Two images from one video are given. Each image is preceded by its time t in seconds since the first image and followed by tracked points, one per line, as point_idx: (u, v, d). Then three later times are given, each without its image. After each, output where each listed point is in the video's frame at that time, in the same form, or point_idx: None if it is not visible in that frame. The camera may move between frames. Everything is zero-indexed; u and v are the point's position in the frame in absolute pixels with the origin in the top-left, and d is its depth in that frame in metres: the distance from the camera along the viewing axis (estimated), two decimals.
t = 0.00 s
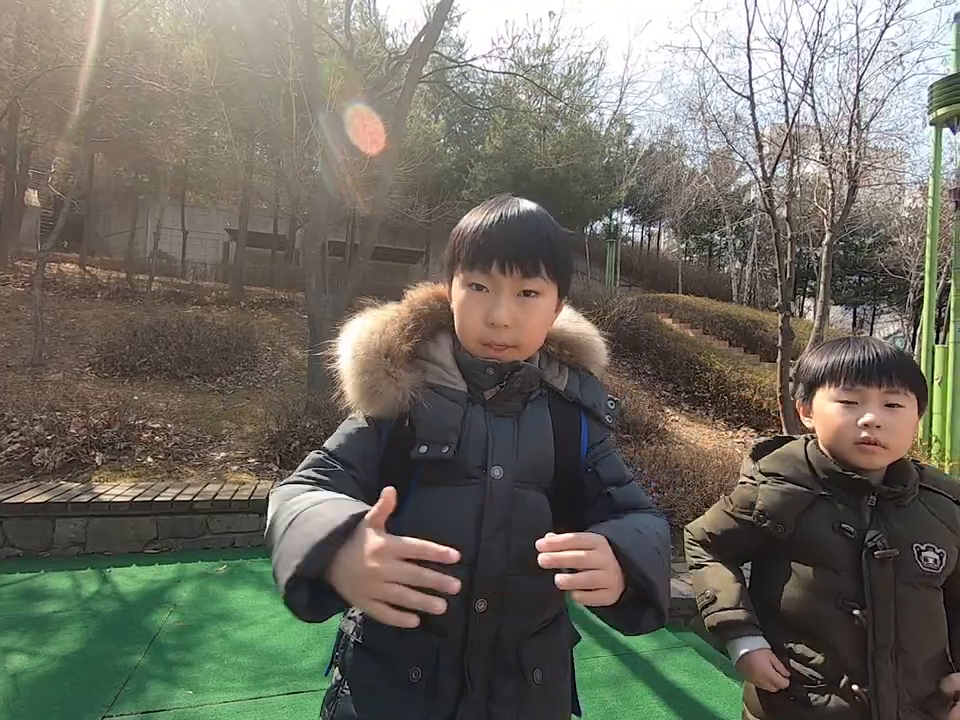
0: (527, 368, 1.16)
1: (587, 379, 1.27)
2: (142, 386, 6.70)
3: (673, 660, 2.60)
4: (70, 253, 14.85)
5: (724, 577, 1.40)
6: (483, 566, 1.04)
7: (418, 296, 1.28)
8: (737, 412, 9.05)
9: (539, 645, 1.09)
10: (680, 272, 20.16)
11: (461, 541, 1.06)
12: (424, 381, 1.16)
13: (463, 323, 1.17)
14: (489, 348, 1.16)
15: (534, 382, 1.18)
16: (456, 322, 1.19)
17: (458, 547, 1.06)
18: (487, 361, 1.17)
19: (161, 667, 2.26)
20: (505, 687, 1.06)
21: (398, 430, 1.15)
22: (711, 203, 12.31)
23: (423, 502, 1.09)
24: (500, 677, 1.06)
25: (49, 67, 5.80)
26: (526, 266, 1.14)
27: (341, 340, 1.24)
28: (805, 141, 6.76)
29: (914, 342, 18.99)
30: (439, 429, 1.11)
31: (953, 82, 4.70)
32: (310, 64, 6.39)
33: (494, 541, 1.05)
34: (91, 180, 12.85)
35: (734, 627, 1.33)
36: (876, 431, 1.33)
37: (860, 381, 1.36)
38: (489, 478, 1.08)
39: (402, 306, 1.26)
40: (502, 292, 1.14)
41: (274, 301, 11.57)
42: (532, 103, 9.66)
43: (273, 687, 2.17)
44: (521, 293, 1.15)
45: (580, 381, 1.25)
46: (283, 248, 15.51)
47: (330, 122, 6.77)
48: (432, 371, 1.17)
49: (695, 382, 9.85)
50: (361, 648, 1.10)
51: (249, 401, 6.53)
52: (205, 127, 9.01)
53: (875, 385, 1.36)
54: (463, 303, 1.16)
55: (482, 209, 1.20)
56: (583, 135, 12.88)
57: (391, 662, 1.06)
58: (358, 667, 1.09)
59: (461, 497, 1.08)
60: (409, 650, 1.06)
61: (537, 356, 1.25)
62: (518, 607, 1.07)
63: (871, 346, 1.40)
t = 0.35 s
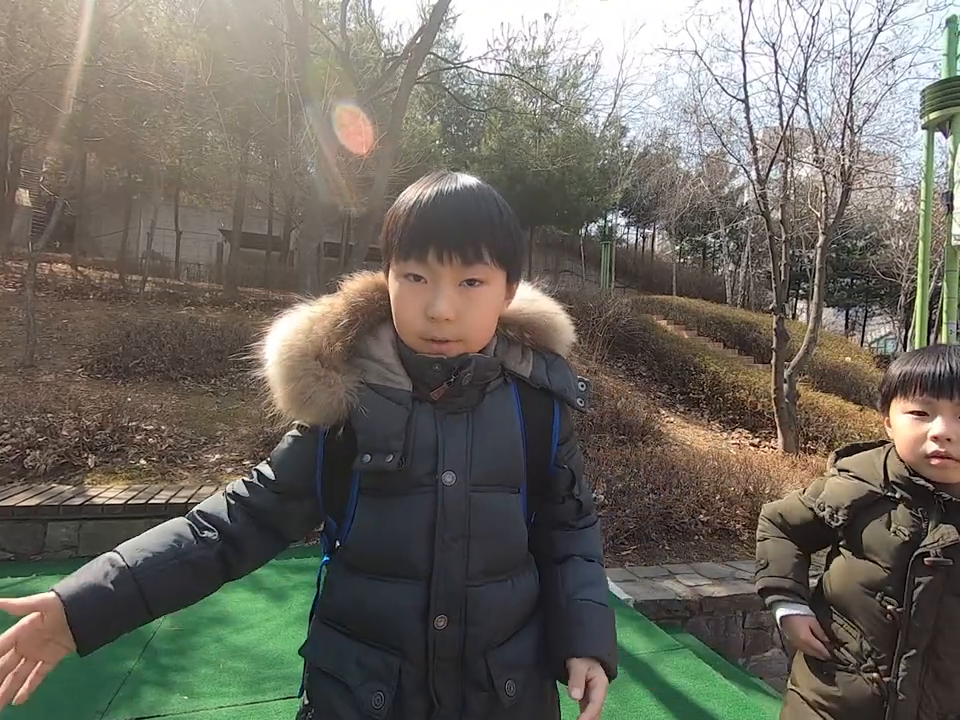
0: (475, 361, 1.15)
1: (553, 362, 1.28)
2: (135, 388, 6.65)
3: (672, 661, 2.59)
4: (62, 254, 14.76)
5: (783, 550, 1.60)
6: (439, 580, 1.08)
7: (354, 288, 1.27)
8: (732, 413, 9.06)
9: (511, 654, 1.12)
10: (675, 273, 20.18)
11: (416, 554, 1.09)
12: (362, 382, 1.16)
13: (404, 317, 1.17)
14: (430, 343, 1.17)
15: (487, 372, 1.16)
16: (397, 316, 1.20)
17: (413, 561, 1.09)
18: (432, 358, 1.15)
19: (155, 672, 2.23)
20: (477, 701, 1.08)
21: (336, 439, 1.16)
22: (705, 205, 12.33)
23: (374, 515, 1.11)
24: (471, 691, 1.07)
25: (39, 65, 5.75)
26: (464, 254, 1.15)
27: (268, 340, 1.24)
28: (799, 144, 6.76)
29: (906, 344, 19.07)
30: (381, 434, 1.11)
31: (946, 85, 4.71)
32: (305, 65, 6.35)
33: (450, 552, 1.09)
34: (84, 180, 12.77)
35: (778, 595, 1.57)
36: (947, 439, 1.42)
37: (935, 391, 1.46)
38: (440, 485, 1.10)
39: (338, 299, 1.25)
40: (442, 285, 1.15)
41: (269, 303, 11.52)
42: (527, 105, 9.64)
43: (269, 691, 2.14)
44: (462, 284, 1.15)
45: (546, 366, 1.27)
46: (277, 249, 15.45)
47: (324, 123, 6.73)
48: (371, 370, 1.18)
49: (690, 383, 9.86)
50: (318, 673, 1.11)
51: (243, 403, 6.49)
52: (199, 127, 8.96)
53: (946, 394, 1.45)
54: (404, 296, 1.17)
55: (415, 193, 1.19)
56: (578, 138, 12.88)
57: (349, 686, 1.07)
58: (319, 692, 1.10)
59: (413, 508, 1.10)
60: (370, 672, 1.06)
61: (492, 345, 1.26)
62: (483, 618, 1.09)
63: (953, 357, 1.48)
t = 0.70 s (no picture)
0: (463, 367, 1.13)
1: (551, 366, 1.25)
2: (131, 389, 6.62)
3: (670, 665, 2.56)
4: (58, 254, 14.72)
5: (808, 561, 1.61)
6: (424, 586, 1.07)
7: (347, 290, 1.27)
8: (729, 415, 9.06)
9: (500, 664, 1.09)
10: (672, 276, 20.21)
11: (401, 560, 1.08)
12: (350, 384, 1.16)
13: (393, 319, 1.16)
14: (420, 344, 1.15)
15: (476, 375, 1.15)
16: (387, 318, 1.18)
17: (398, 567, 1.08)
18: (420, 359, 1.14)
19: (149, 676, 2.20)
20: (463, 711, 1.05)
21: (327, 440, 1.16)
22: (701, 208, 12.36)
23: (361, 521, 1.11)
24: (457, 701, 1.05)
25: (35, 65, 5.74)
26: (452, 254, 1.12)
27: (261, 343, 1.25)
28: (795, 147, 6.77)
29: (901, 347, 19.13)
30: (367, 439, 1.10)
31: (943, 89, 4.71)
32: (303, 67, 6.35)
33: (435, 558, 1.08)
34: (80, 180, 12.73)
35: (794, 599, 1.58)
36: (912, 435, 1.46)
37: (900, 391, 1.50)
38: (424, 491, 1.09)
39: (331, 301, 1.25)
40: (429, 286, 1.12)
41: (266, 304, 11.49)
42: (525, 107, 9.64)
43: (264, 695, 2.12)
44: (451, 284, 1.13)
45: (541, 370, 1.24)
46: (274, 250, 15.43)
47: (323, 123, 6.71)
48: (361, 373, 1.18)
49: (688, 385, 9.86)
50: (308, 676, 1.11)
51: (240, 404, 6.47)
52: (196, 128, 8.94)
53: (913, 393, 1.48)
54: (392, 297, 1.15)
55: (403, 190, 1.17)
56: (576, 140, 12.89)
57: (335, 692, 1.06)
58: (309, 696, 1.10)
59: (399, 513, 1.09)
60: (355, 678, 1.06)
61: (487, 346, 1.24)
62: (469, 627, 1.07)
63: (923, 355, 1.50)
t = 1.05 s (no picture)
0: (467, 369, 1.12)
1: (548, 363, 1.25)
2: (125, 390, 6.59)
3: (664, 669, 2.55)
4: (52, 254, 14.66)
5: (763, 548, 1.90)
6: (432, 590, 1.06)
7: (342, 294, 1.23)
8: (724, 417, 9.07)
9: (510, 662, 1.09)
10: (668, 278, 20.24)
11: (408, 565, 1.07)
12: (349, 389, 1.13)
13: (410, 324, 1.13)
14: (435, 351, 1.13)
15: (479, 376, 1.13)
16: (401, 324, 1.15)
17: (405, 570, 1.07)
18: (423, 362, 1.12)
19: (141, 681, 2.18)
20: (476, 710, 1.05)
21: (324, 451, 1.14)
22: (697, 211, 12.38)
23: (366, 526, 1.09)
24: (470, 700, 1.05)
25: (30, 65, 5.72)
26: (479, 265, 1.12)
27: (259, 346, 1.20)
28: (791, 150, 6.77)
29: (895, 349, 19.21)
30: (369, 444, 1.07)
31: (937, 93, 4.72)
32: (301, 69, 6.34)
33: (443, 562, 1.07)
34: (74, 180, 12.67)
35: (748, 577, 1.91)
36: (813, 431, 1.68)
37: (799, 394, 1.71)
38: (430, 494, 1.08)
39: (326, 306, 1.21)
40: (454, 293, 1.11)
41: (262, 305, 11.48)
42: (522, 109, 9.65)
43: (258, 700, 2.10)
44: (475, 294, 1.13)
45: (540, 366, 1.23)
46: (270, 251, 15.40)
47: (320, 124, 6.70)
48: (359, 378, 1.14)
49: (683, 387, 9.88)
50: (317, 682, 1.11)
51: (235, 405, 6.44)
52: (192, 128, 8.93)
53: (810, 396, 1.69)
54: (412, 303, 1.12)
55: (425, 193, 1.15)
56: (572, 142, 12.90)
57: (346, 697, 1.06)
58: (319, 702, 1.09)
59: (404, 518, 1.08)
60: (367, 683, 1.05)
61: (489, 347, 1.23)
62: (478, 628, 1.06)
63: (815, 362, 1.71)
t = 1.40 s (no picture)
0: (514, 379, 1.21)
1: (571, 371, 1.37)
2: (116, 391, 6.55)
3: (658, 669, 2.54)
4: (43, 253, 14.56)
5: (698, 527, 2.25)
6: (481, 594, 1.13)
7: (378, 303, 1.29)
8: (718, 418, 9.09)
9: (545, 657, 1.18)
10: (663, 280, 20.26)
11: (458, 570, 1.14)
12: (393, 397, 1.20)
13: (470, 335, 1.17)
14: (492, 362, 1.19)
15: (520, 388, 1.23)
16: (460, 335, 1.19)
17: (452, 575, 1.14)
18: (469, 367, 1.18)
19: (131, 684, 2.16)
20: (513, 706, 1.13)
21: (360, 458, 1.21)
22: (692, 213, 12.40)
23: (415, 532, 1.16)
24: (507, 696, 1.13)
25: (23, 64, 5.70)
26: (543, 284, 1.17)
27: (306, 356, 1.24)
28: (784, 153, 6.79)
29: (886, 352, 19.30)
30: (422, 451, 1.14)
31: (927, 99, 4.76)
32: (296, 68, 6.32)
33: (491, 566, 1.14)
34: (66, 180, 12.59)
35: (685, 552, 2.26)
36: (725, 426, 2.06)
37: (714, 395, 2.09)
38: (480, 500, 1.15)
39: (365, 317, 1.27)
40: (519, 310, 1.16)
41: (256, 305, 11.43)
42: (518, 112, 9.65)
43: (250, 703, 2.09)
44: (535, 310, 1.18)
45: (565, 374, 1.36)
46: (264, 251, 15.34)
47: (315, 124, 6.67)
48: (402, 385, 1.21)
49: (678, 389, 9.89)
50: (354, 686, 1.16)
51: (228, 406, 6.42)
52: (186, 128, 8.88)
53: (722, 394, 2.07)
54: (477, 317, 1.16)
55: (488, 208, 1.18)
56: (568, 145, 12.91)
57: (387, 701, 1.12)
58: (352, 705, 1.15)
59: (452, 525, 1.15)
60: (409, 687, 1.11)
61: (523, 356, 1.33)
62: (520, 628, 1.15)
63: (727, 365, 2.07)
